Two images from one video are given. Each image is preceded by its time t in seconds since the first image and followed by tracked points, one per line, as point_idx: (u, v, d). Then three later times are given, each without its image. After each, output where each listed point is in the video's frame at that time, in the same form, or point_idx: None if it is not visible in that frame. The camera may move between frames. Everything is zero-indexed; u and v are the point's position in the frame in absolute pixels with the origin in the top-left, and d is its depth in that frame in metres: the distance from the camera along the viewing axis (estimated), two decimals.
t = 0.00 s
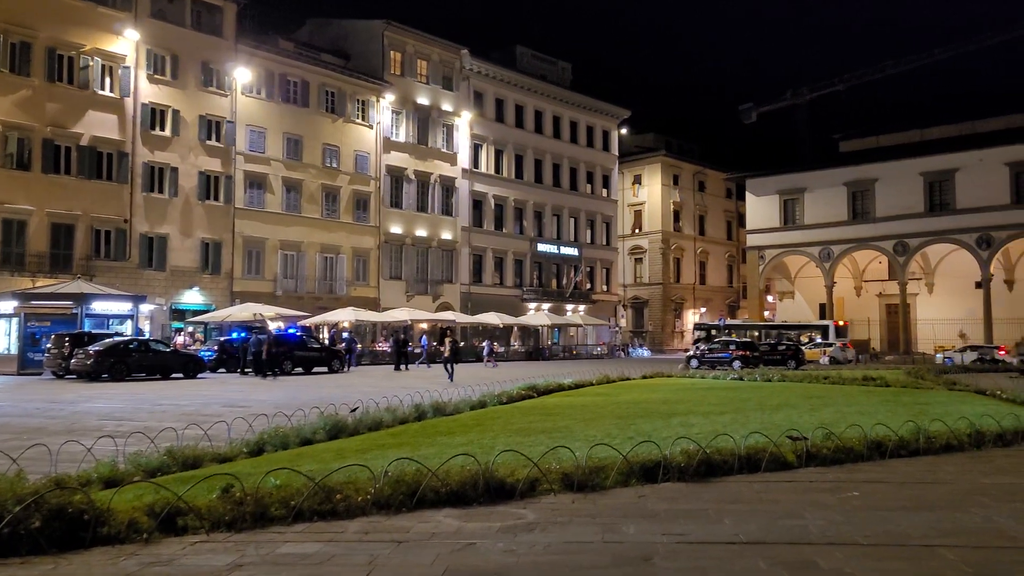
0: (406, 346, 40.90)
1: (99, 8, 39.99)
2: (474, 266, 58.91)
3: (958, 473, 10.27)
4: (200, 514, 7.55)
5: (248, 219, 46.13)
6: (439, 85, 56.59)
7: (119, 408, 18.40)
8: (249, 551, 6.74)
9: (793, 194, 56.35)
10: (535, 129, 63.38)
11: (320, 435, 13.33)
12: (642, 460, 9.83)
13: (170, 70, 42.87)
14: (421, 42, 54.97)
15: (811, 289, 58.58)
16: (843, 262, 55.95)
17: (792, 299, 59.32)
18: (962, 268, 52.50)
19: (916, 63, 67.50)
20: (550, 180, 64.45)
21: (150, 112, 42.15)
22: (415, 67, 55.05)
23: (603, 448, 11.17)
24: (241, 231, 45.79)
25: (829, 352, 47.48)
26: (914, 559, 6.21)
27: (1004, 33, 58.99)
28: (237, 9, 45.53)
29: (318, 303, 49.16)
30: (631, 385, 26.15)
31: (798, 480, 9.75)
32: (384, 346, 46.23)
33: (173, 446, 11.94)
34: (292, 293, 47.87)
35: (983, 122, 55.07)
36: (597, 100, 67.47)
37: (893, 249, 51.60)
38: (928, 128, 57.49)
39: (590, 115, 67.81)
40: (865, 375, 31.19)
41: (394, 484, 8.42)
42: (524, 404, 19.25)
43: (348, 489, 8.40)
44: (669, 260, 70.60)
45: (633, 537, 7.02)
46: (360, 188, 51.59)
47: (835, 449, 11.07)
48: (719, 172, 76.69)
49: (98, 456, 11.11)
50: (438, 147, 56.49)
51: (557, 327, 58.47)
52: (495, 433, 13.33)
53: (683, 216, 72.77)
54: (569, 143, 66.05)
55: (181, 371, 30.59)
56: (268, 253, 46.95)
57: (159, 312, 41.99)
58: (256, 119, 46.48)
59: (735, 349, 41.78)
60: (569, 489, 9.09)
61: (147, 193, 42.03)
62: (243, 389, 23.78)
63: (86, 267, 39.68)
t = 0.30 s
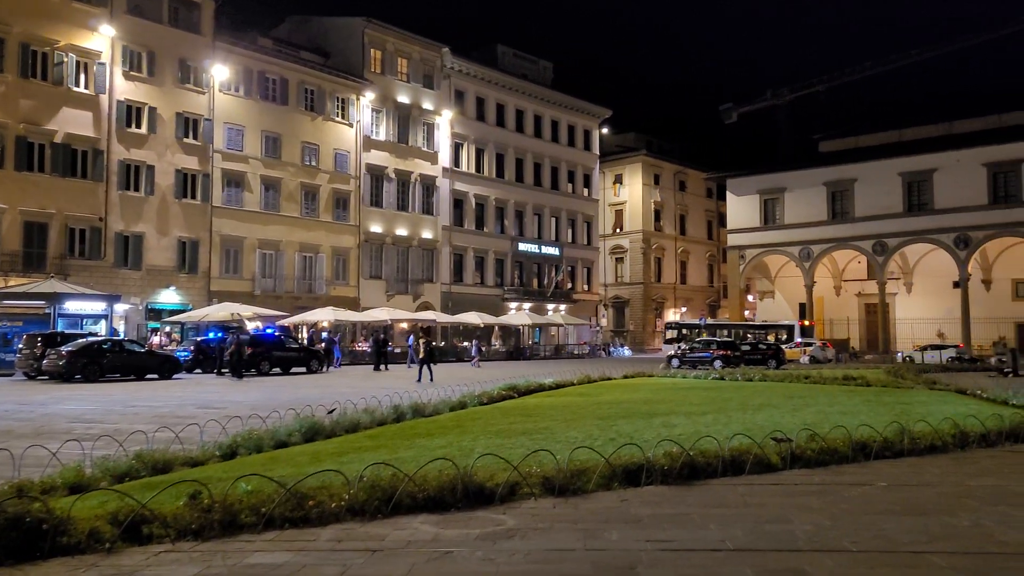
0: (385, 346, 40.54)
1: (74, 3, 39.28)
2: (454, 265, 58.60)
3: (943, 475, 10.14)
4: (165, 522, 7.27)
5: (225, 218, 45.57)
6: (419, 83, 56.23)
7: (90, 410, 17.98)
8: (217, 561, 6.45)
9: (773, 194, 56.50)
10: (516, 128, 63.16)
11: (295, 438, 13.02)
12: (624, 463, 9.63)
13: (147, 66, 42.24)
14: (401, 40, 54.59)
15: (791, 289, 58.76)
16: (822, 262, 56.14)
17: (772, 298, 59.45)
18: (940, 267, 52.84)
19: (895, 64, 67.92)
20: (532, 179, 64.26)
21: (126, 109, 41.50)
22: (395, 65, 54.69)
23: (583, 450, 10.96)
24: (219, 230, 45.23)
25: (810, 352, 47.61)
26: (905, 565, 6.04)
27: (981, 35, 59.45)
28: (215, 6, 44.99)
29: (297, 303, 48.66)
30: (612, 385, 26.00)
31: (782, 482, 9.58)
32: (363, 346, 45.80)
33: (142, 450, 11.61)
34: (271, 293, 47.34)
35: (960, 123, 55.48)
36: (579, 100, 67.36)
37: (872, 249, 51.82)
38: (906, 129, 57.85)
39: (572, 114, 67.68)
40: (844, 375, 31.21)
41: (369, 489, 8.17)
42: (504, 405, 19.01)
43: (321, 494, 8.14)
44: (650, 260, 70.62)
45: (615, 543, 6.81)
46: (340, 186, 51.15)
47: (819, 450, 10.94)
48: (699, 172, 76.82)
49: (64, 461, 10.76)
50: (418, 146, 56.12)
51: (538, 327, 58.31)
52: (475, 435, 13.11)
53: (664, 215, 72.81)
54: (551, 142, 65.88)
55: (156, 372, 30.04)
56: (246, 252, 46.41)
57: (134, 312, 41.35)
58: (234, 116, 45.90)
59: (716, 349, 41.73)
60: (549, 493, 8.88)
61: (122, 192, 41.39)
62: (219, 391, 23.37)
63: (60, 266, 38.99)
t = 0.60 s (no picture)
0: (364, 346, 40.15)
1: None
2: (434, 265, 58.29)
3: (925, 476, 10.03)
4: (126, 528, 6.99)
5: (201, 216, 45.01)
6: (399, 81, 55.86)
7: (59, 412, 17.56)
8: (180, 570, 6.18)
9: (753, 195, 56.65)
10: (497, 128, 62.93)
11: (268, 440, 12.72)
12: (603, 463, 9.45)
13: (121, 63, 41.61)
14: (381, 38, 54.20)
15: (770, 289, 58.97)
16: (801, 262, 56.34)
17: (751, 298, 59.62)
18: (917, 267, 53.17)
19: (873, 66, 68.33)
20: (512, 178, 64.07)
21: (100, 106, 40.85)
22: (374, 64, 54.29)
23: (562, 452, 10.76)
24: (195, 228, 44.67)
25: (789, 352, 47.77)
26: (891, 570, 5.87)
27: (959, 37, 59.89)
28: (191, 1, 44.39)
29: (275, 303, 48.18)
30: (592, 385, 25.83)
31: (763, 483, 9.42)
32: (342, 347, 45.40)
33: (110, 452, 11.28)
34: (248, 293, 46.82)
35: (937, 124, 55.88)
36: (559, 100, 67.23)
37: (850, 249, 52.07)
38: (884, 130, 58.19)
39: (552, 114, 67.54)
40: (823, 374, 31.26)
41: (342, 493, 7.92)
42: (483, 405, 18.79)
43: (292, 498, 7.88)
44: (630, 260, 70.64)
45: (593, 547, 6.61)
46: (318, 185, 50.70)
47: (801, 450, 10.81)
48: (679, 172, 76.94)
49: (27, 464, 10.43)
50: (398, 144, 55.75)
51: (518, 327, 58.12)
52: (452, 436, 12.88)
53: (645, 216, 72.87)
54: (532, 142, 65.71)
55: (129, 372, 29.52)
56: (222, 251, 45.87)
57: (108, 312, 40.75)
58: (211, 114, 45.33)
59: (696, 348, 41.74)
60: (527, 495, 8.67)
61: (96, 190, 40.74)
62: (193, 391, 22.97)
63: (32, 266, 38.31)
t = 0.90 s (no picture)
0: (334, 348, 39.66)
1: None
2: (406, 266, 57.86)
3: (897, 479, 9.93)
4: (74, 542, 6.67)
5: (168, 216, 44.27)
6: (371, 81, 55.39)
7: (14, 417, 17.02)
8: None
9: (725, 196, 56.89)
10: (469, 128, 62.63)
11: (230, 446, 12.36)
12: (573, 469, 9.26)
13: (85, 60, 40.77)
14: (351, 37, 53.68)
15: (741, 290, 59.26)
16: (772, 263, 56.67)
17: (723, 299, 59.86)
18: (886, 269, 53.68)
19: (842, 69, 69.00)
20: (485, 179, 63.79)
21: (63, 103, 39.99)
22: (345, 63, 53.75)
23: (531, 458, 10.55)
24: (161, 228, 43.91)
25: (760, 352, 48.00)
26: None
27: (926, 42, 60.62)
28: None
29: (243, 304, 47.51)
30: (564, 387, 25.65)
31: (735, 488, 9.28)
32: (312, 348, 44.85)
33: (64, 460, 10.87)
34: (216, 294, 46.11)
35: (905, 127, 56.49)
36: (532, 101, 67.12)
37: (820, 251, 52.45)
38: (854, 133, 58.72)
39: (525, 115, 67.37)
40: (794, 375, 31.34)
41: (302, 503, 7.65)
42: (454, 408, 18.53)
43: (250, 509, 7.59)
44: (603, 261, 70.68)
45: (561, 558, 6.40)
46: (288, 185, 50.10)
47: (773, 454, 10.69)
48: (651, 173, 77.15)
49: None
50: (370, 144, 55.27)
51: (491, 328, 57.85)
52: (420, 441, 12.61)
53: (617, 217, 72.95)
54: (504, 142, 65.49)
55: (91, 375, 28.88)
56: (190, 252, 45.13)
57: (72, 313, 39.92)
58: (178, 112, 44.57)
59: (668, 350, 41.72)
60: (495, 502, 8.44)
61: (59, 189, 39.85)
62: (156, 395, 22.46)
63: None
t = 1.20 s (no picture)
0: (287, 349, 38.96)
1: None
2: (362, 265, 57.21)
3: (852, 476, 9.91)
4: None
5: (115, 213, 43.14)
6: (326, 77, 54.65)
7: None
8: None
9: (680, 197, 57.31)
10: (426, 126, 62.18)
11: (174, 448, 11.94)
12: (528, 469, 9.06)
13: (28, 52, 39.53)
14: (306, 32, 52.89)
15: (697, 289, 59.73)
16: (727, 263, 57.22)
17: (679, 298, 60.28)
18: (838, 268, 54.53)
19: (795, 72, 69.98)
20: (441, 178, 63.42)
21: (4, 96, 38.68)
22: (300, 59, 52.95)
23: (486, 458, 10.33)
24: (108, 226, 42.77)
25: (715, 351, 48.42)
26: None
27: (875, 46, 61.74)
28: None
29: (194, 304, 46.52)
30: (521, 386, 25.47)
31: (692, 487, 9.16)
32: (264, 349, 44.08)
33: None
34: (165, 293, 45.11)
35: (856, 129, 57.46)
36: (489, 100, 66.88)
37: (774, 251, 53.09)
38: (806, 135, 59.55)
39: (482, 113, 67.12)
40: (749, 374, 31.54)
41: (246, 508, 7.34)
42: (409, 409, 18.23)
43: (191, 515, 7.25)
44: (560, 260, 70.73)
45: (515, 561, 6.19)
46: (241, 183, 49.19)
47: (729, 452, 10.60)
48: (608, 173, 77.43)
49: None
50: (324, 142, 54.54)
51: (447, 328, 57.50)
52: (372, 442, 12.30)
53: (574, 216, 73.05)
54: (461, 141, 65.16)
55: (32, 377, 27.91)
56: (137, 250, 44.05)
57: (13, 313, 38.67)
58: (126, 107, 43.44)
59: (625, 349, 41.78)
60: (448, 505, 8.20)
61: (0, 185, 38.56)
62: (100, 397, 21.75)
63: None
